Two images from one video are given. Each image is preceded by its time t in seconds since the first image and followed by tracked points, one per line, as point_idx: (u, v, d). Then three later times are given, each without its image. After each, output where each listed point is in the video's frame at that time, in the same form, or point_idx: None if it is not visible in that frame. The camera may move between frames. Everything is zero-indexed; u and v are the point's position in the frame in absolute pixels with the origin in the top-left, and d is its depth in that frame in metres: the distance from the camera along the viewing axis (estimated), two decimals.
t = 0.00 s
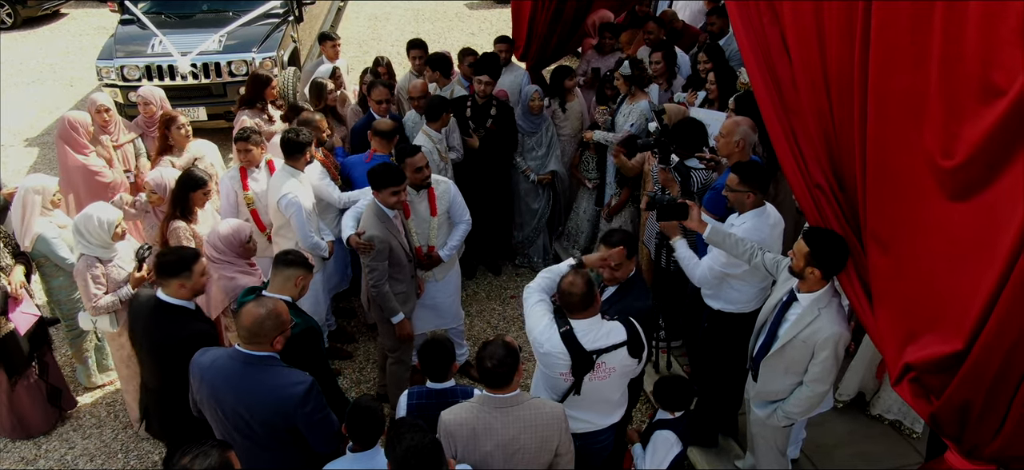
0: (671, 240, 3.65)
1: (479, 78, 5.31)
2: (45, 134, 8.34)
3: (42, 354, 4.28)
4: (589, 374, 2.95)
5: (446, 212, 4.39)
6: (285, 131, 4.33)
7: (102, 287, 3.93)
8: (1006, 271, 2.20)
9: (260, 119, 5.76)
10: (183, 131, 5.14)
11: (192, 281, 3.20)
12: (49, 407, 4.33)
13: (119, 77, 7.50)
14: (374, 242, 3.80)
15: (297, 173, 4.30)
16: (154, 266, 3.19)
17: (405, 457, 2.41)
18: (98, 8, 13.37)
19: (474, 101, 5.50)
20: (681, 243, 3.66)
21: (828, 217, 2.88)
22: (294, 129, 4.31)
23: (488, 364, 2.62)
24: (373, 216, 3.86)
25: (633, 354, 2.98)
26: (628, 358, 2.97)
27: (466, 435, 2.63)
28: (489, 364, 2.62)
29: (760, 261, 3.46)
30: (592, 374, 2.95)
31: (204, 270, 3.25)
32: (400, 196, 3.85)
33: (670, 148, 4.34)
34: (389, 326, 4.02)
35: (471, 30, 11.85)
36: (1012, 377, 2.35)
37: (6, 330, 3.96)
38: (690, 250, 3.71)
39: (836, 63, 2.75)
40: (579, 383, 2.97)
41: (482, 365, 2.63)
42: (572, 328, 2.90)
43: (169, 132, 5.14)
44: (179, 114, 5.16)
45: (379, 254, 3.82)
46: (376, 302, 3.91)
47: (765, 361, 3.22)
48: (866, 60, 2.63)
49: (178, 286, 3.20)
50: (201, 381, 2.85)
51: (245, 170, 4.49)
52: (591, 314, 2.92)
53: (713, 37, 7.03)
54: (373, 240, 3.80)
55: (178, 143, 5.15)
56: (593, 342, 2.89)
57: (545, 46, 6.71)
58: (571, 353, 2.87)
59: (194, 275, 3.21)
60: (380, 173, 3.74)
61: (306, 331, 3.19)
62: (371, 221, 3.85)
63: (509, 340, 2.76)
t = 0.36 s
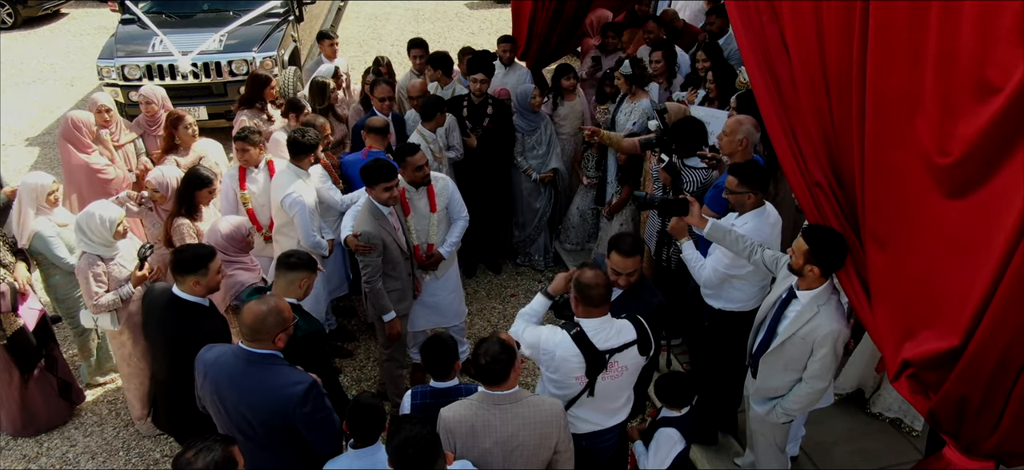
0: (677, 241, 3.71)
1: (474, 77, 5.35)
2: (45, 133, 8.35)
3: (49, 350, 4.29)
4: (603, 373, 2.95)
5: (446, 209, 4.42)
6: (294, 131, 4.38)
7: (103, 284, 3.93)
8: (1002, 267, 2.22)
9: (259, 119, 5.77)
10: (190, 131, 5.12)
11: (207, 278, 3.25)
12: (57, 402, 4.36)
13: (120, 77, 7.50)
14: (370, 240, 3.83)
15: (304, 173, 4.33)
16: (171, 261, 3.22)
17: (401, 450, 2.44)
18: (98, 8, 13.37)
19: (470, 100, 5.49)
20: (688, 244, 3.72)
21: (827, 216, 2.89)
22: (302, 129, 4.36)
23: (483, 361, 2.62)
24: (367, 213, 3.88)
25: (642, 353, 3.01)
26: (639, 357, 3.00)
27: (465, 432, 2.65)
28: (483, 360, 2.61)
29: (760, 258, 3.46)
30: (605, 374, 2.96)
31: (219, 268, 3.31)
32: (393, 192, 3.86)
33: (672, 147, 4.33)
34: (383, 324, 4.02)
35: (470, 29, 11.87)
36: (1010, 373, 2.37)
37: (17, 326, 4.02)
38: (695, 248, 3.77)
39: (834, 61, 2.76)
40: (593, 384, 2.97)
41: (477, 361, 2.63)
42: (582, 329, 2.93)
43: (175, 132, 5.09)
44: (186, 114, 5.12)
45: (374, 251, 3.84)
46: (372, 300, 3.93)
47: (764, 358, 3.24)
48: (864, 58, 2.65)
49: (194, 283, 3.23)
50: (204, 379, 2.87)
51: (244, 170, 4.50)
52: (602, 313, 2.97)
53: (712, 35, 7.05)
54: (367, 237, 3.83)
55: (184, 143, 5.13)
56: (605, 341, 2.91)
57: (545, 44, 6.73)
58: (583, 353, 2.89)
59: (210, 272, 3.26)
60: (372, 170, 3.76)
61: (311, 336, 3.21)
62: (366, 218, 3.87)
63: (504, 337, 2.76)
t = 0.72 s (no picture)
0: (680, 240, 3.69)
1: (474, 77, 5.37)
2: (47, 133, 8.37)
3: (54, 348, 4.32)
4: (608, 373, 2.99)
5: (447, 207, 4.42)
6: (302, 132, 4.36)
7: (108, 283, 3.95)
8: (1002, 265, 2.23)
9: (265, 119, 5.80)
10: (201, 131, 5.15)
11: (202, 271, 3.22)
12: (61, 400, 4.38)
13: (122, 77, 7.51)
14: (372, 237, 3.84)
15: (310, 176, 4.31)
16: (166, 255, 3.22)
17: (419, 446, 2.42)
18: (99, 8, 13.39)
19: (472, 100, 5.52)
20: (690, 243, 3.73)
21: (829, 214, 2.91)
22: (311, 132, 4.33)
23: (485, 358, 2.64)
24: (369, 211, 3.90)
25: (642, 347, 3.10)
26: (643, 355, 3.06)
27: (468, 429, 2.66)
28: (484, 359, 2.63)
29: (762, 255, 3.48)
30: (611, 373, 3.00)
31: (214, 260, 3.27)
32: (400, 187, 3.88)
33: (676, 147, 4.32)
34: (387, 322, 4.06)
35: (471, 29, 11.89)
36: (1010, 370, 2.38)
37: (26, 322, 4.09)
38: (698, 248, 3.79)
39: (836, 61, 2.78)
40: (599, 384, 2.98)
41: (478, 359, 2.65)
42: (586, 331, 2.95)
43: (185, 132, 5.14)
44: (197, 113, 5.16)
45: (376, 248, 3.85)
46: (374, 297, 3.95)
47: (767, 355, 3.25)
48: (865, 57, 2.66)
49: (188, 275, 3.21)
50: (214, 380, 2.89)
51: (245, 169, 4.51)
52: (604, 313, 2.99)
53: (714, 35, 7.06)
54: (369, 235, 3.84)
55: (194, 143, 5.17)
56: (610, 341, 2.95)
57: (547, 44, 6.75)
58: (590, 354, 2.91)
59: (204, 265, 3.23)
60: (373, 169, 3.76)
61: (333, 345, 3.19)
62: (367, 216, 3.89)
63: (506, 334, 2.78)
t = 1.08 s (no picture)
0: (679, 241, 3.72)
1: (480, 76, 5.36)
2: (50, 133, 8.38)
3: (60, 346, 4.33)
4: (612, 371, 3.00)
5: (452, 206, 4.43)
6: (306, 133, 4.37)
7: (114, 281, 3.97)
8: (1007, 263, 2.26)
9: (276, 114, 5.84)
10: (213, 129, 5.18)
11: (200, 261, 3.31)
12: (66, 399, 4.40)
13: (125, 76, 7.52)
14: (377, 236, 3.85)
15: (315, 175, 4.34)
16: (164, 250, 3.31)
17: (438, 439, 2.39)
18: (101, 8, 13.40)
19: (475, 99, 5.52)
20: (689, 242, 3.74)
21: (834, 212, 2.93)
22: (316, 132, 4.35)
23: (494, 355, 2.65)
24: (374, 210, 3.91)
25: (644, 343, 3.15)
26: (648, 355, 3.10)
27: (476, 426, 2.68)
28: (494, 355, 2.64)
29: (767, 254, 3.49)
30: (616, 371, 3.02)
31: (211, 250, 3.37)
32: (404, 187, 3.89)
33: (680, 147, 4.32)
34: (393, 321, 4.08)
35: (472, 29, 11.91)
36: (1016, 367, 2.40)
37: (31, 320, 4.09)
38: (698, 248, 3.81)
39: (840, 60, 2.79)
40: (604, 382, 2.99)
41: (488, 356, 2.66)
42: (591, 330, 2.96)
43: (199, 130, 5.16)
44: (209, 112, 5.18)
45: (382, 246, 3.86)
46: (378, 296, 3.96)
47: (773, 353, 3.27)
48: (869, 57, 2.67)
49: (187, 265, 3.30)
50: (223, 380, 2.90)
51: (251, 169, 4.54)
52: (608, 312, 3.00)
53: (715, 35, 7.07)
54: (374, 234, 3.85)
55: (207, 141, 5.19)
56: (615, 339, 2.96)
57: (550, 43, 6.76)
58: (595, 353, 2.91)
59: (202, 255, 3.32)
60: (378, 169, 3.77)
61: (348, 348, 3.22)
62: (372, 215, 3.90)
63: (515, 331, 2.79)
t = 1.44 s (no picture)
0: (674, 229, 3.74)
1: (485, 75, 5.35)
2: (51, 133, 8.38)
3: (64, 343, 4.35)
4: (611, 371, 3.00)
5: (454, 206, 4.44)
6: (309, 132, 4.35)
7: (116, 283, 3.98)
8: (1012, 260, 2.26)
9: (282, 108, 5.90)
10: (222, 129, 5.19)
11: (191, 268, 3.24)
12: (69, 397, 4.40)
13: (127, 76, 7.53)
14: (380, 235, 3.85)
15: (320, 176, 4.36)
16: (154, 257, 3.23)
17: (451, 437, 2.39)
18: (102, 8, 13.40)
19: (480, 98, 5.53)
20: (686, 232, 3.76)
21: (837, 210, 2.93)
22: (318, 132, 4.33)
23: (500, 355, 2.64)
24: (377, 210, 3.91)
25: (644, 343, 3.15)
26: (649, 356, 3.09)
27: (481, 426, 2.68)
28: (499, 355, 2.62)
29: (770, 254, 3.51)
30: (616, 370, 3.02)
31: (203, 255, 3.28)
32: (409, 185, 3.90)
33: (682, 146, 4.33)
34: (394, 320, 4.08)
35: (472, 29, 11.92)
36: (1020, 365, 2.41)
37: (34, 318, 4.12)
38: (694, 237, 3.81)
39: (843, 59, 2.79)
40: (604, 382, 2.99)
41: (493, 356, 2.64)
42: (590, 329, 2.97)
43: (208, 130, 5.18)
44: (219, 112, 5.17)
45: (385, 246, 3.86)
46: (381, 296, 3.96)
47: (776, 352, 3.28)
48: (873, 55, 2.67)
49: (178, 273, 3.25)
50: (227, 380, 2.90)
51: (256, 169, 4.53)
52: (608, 311, 3.01)
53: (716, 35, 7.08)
54: (378, 234, 3.85)
55: (216, 141, 5.21)
56: (615, 339, 2.96)
57: (551, 43, 6.78)
58: (595, 352, 2.91)
59: (194, 261, 3.25)
60: (382, 168, 3.78)
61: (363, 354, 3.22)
62: (375, 215, 3.90)
63: (518, 330, 2.79)
